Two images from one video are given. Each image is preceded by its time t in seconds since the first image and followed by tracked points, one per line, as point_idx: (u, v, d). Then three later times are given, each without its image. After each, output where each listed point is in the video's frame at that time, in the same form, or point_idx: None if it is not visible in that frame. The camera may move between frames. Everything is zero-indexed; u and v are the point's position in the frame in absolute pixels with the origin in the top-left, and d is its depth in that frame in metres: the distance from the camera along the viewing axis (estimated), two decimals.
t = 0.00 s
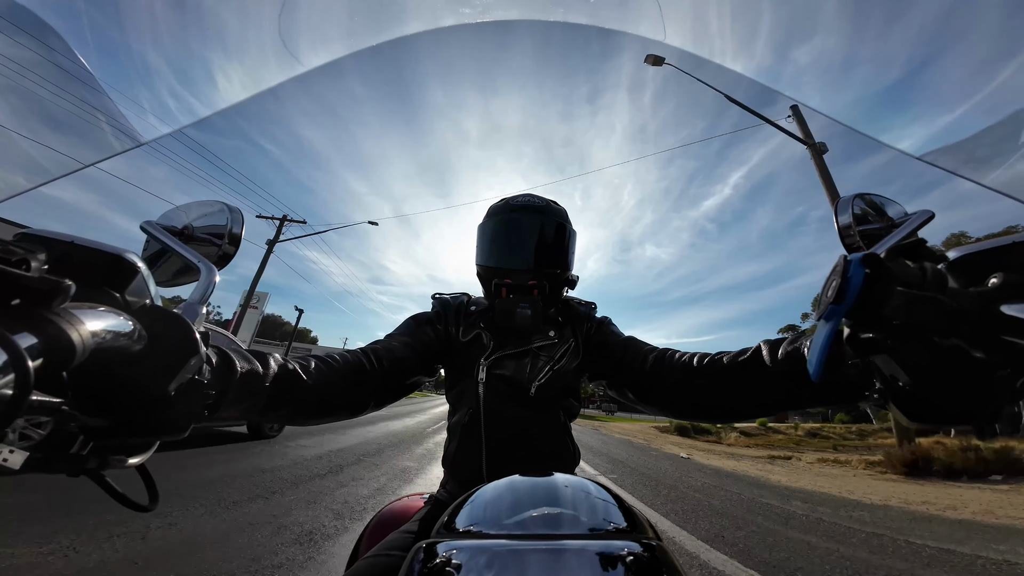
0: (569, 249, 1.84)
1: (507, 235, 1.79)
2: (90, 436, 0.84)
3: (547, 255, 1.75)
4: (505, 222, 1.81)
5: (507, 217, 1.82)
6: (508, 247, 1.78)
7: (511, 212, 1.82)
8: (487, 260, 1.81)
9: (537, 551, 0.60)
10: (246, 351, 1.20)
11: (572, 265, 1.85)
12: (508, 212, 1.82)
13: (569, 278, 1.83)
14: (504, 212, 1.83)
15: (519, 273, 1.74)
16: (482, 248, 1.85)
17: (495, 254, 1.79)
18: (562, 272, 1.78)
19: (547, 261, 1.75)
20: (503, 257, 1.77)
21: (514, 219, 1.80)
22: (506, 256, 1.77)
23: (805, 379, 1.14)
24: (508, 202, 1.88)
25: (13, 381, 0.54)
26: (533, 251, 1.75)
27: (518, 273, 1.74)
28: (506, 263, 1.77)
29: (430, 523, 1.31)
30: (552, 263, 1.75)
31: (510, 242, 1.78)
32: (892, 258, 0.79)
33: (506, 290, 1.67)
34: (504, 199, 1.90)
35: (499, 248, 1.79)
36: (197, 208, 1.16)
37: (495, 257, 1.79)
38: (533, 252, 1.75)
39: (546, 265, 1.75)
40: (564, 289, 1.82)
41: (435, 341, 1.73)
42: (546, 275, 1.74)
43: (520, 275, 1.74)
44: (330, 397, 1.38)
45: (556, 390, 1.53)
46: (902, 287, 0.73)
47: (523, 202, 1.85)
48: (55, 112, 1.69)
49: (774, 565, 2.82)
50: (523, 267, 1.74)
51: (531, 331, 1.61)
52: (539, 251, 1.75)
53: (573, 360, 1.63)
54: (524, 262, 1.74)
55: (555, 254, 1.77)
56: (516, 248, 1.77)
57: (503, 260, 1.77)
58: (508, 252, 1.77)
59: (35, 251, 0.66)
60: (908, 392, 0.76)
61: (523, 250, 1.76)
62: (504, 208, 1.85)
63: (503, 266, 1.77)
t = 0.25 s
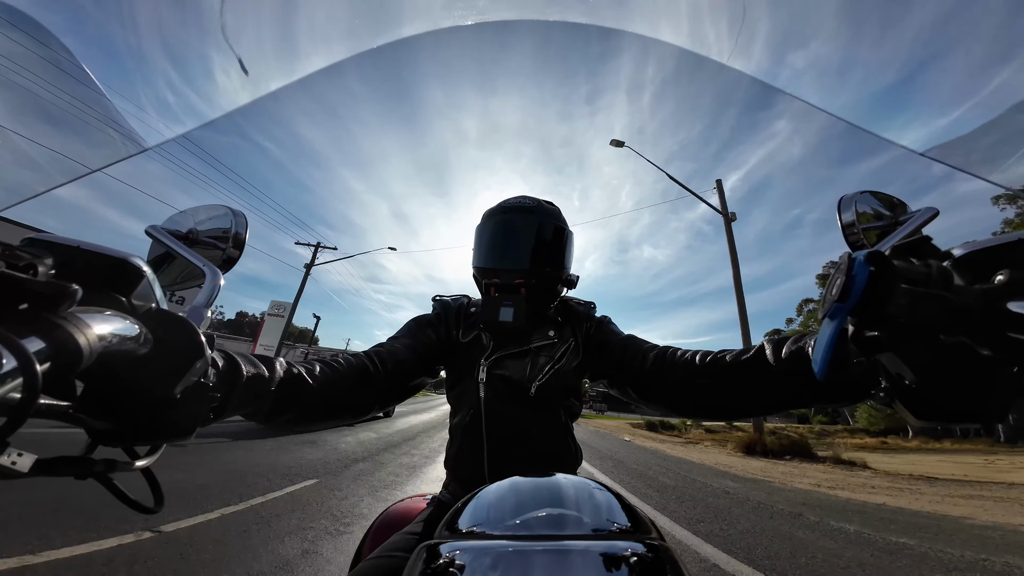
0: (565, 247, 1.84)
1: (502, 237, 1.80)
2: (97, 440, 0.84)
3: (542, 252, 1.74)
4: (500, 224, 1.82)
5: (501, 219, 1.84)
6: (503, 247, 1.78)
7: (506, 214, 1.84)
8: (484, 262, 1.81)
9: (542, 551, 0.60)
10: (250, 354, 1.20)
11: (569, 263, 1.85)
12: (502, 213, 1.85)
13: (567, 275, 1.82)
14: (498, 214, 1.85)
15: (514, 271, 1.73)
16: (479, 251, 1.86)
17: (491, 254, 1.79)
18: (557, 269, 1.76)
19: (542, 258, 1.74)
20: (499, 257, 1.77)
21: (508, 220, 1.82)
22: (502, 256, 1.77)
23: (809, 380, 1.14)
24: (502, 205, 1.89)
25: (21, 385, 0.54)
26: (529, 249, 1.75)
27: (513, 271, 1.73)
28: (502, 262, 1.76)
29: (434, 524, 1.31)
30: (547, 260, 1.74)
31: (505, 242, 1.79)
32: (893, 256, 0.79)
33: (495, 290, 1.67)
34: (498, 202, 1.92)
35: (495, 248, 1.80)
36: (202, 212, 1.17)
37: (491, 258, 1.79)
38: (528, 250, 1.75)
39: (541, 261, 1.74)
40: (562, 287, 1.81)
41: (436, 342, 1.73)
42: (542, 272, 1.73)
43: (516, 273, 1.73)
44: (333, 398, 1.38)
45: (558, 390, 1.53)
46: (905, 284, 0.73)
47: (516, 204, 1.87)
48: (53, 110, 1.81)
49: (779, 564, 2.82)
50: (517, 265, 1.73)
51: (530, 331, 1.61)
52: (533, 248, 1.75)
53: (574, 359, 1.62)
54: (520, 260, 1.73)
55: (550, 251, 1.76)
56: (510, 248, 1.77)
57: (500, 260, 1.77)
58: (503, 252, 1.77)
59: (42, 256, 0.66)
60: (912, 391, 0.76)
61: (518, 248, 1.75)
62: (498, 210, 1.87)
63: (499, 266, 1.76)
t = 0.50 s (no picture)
0: (563, 246, 1.84)
1: (499, 237, 1.80)
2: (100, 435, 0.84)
3: (539, 253, 1.75)
4: (498, 225, 1.83)
5: (498, 219, 1.84)
6: (500, 248, 1.78)
7: (503, 213, 1.84)
8: (482, 262, 1.81)
9: (543, 551, 0.60)
10: (253, 350, 1.21)
11: (568, 262, 1.85)
12: (498, 214, 1.85)
13: (566, 275, 1.82)
14: (495, 214, 1.85)
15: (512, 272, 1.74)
16: (477, 250, 1.86)
17: (490, 254, 1.80)
18: (555, 268, 1.77)
19: (539, 258, 1.74)
20: (497, 257, 1.77)
21: (504, 220, 1.82)
22: (500, 256, 1.77)
23: (811, 380, 1.13)
24: (499, 205, 1.89)
25: (26, 379, 0.54)
26: (526, 249, 1.75)
27: (511, 271, 1.73)
28: (500, 263, 1.77)
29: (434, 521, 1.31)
30: (545, 260, 1.75)
31: (502, 242, 1.79)
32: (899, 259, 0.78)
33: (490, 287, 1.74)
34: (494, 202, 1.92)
35: (492, 249, 1.80)
36: (206, 208, 1.18)
37: (490, 258, 1.79)
38: (526, 251, 1.75)
39: (539, 262, 1.74)
40: (561, 286, 1.82)
41: (437, 340, 1.73)
42: (540, 272, 1.74)
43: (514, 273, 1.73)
44: (334, 395, 1.38)
45: (558, 389, 1.53)
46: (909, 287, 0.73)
47: (511, 204, 1.87)
48: (56, 107, 1.85)
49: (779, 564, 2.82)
50: (515, 266, 1.74)
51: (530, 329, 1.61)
52: (531, 249, 1.75)
53: (575, 358, 1.62)
54: (518, 260, 1.74)
55: (548, 250, 1.76)
56: (507, 248, 1.77)
57: (498, 260, 1.77)
58: (501, 252, 1.78)
59: (47, 251, 0.67)
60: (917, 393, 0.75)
61: (517, 248, 1.76)
62: (495, 210, 1.87)
63: (497, 266, 1.77)
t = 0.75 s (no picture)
0: (565, 247, 1.83)
1: (502, 238, 1.80)
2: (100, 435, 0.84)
3: (541, 254, 1.75)
4: (500, 225, 1.82)
5: (500, 220, 1.83)
6: (502, 249, 1.78)
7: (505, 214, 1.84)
8: (483, 263, 1.81)
9: (542, 553, 0.60)
10: (254, 351, 1.21)
11: (570, 264, 1.85)
12: (501, 214, 1.84)
13: (567, 277, 1.82)
14: (498, 215, 1.85)
15: (514, 273, 1.74)
16: (478, 251, 1.86)
17: (492, 254, 1.79)
18: (557, 270, 1.76)
19: (541, 259, 1.74)
20: (499, 258, 1.77)
21: (507, 221, 1.81)
22: (501, 257, 1.77)
23: (812, 384, 1.14)
24: (502, 205, 1.89)
25: (26, 377, 0.54)
26: (528, 250, 1.75)
27: (513, 272, 1.73)
28: (501, 263, 1.76)
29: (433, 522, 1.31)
30: (546, 261, 1.74)
31: (505, 243, 1.78)
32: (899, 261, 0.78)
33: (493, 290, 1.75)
34: (497, 202, 1.91)
35: (494, 250, 1.80)
36: (208, 208, 1.18)
37: (491, 259, 1.79)
38: (528, 252, 1.74)
39: (541, 263, 1.74)
40: (563, 288, 1.82)
41: (437, 342, 1.73)
42: (542, 273, 1.73)
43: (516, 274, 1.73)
44: (333, 396, 1.38)
45: (558, 391, 1.53)
46: (910, 291, 0.73)
47: (515, 205, 1.87)
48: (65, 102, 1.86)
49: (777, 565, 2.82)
50: (517, 267, 1.73)
51: (530, 331, 1.61)
52: (533, 250, 1.75)
53: (575, 360, 1.62)
54: (519, 261, 1.74)
55: (550, 252, 1.76)
56: (510, 249, 1.77)
57: (500, 261, 1.77)
58: (503, 253, 1.77)
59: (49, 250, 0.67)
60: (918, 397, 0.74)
61: (518, 249, 1.75)
62: (498, 211, 1.87)
63: (499, 267, 1.77)
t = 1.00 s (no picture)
0: (566, 248, 1.83)
1: (504, 237, 1.79)
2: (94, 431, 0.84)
3: (542, 254, 1.75)
4: (502, 224, 1.82)
5: (502, 218, 1.83)
6: (504, 248, 1.78)
7: (505, 212, 1.83)
8: (484, 262, 1.81)
9: (539, 552, 0.60)
10: (251, 348, 1.20)
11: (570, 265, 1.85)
12: (503, 212, 1.84)
13: (567, 277, 1.83)
14: (500, 213, 1.84)
15: (514, 272, 1.74)
16: (479, 250, 1.86)
17: (493, 253, 1.79)
18: (557, 270, 1.77)
19: (542, 259, 1.74)
20: (500, 258, 1.77)
21: (510, 219, 1.81)
22: (503, 256, 1.77)
23: (808, 385, 1.14)
24: (504, 203, 1.88)
25: (21, 373, 0.54)
26: (530, 250, 1.75)
27: (513, 272, 1.74)
28: (502, 263, 1.76)
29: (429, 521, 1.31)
30: (547, 262, 1.75)
31: (506, 242, 1.78)
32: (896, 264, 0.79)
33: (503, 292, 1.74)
34: (500, 200, 1.91)
35: (495, 249, 1.79)
36: (206, 205, 1.17)
37: (492, 258, 1.79)
38: (529, 252, 1.74)
39: (542, 263, 1.74)
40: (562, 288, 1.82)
41: (435, 341, 1.73)
42: (542, 273, 1.74)
43: (516, 273, 1.74)
44: (330, 394, 1.38)
45: (556, 391, 1.53)
46: (906, 294, 0.73)
47: (517, 203, 1.86)
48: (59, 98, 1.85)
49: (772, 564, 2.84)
50: (517, 266, 1.73)
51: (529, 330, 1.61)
52: (534, 250, 1.75)
53: (573, 360, 1.62)
54: (520, 261, 1.74)
55: (551, 252, 1.76)
56: (511, 248, 1.77)
57: (501, 261, 1.77)
58: (504, 252, 1.77)
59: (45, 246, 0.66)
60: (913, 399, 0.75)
61: (520, 249, 1.75)
62: (500, 209, 1.86)
63: (500, 266, 1.77)
